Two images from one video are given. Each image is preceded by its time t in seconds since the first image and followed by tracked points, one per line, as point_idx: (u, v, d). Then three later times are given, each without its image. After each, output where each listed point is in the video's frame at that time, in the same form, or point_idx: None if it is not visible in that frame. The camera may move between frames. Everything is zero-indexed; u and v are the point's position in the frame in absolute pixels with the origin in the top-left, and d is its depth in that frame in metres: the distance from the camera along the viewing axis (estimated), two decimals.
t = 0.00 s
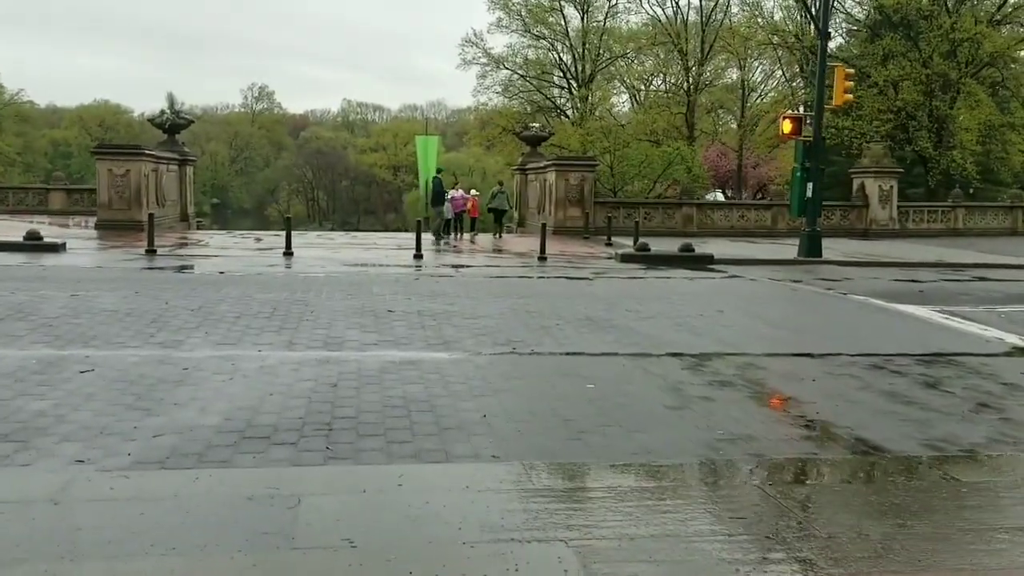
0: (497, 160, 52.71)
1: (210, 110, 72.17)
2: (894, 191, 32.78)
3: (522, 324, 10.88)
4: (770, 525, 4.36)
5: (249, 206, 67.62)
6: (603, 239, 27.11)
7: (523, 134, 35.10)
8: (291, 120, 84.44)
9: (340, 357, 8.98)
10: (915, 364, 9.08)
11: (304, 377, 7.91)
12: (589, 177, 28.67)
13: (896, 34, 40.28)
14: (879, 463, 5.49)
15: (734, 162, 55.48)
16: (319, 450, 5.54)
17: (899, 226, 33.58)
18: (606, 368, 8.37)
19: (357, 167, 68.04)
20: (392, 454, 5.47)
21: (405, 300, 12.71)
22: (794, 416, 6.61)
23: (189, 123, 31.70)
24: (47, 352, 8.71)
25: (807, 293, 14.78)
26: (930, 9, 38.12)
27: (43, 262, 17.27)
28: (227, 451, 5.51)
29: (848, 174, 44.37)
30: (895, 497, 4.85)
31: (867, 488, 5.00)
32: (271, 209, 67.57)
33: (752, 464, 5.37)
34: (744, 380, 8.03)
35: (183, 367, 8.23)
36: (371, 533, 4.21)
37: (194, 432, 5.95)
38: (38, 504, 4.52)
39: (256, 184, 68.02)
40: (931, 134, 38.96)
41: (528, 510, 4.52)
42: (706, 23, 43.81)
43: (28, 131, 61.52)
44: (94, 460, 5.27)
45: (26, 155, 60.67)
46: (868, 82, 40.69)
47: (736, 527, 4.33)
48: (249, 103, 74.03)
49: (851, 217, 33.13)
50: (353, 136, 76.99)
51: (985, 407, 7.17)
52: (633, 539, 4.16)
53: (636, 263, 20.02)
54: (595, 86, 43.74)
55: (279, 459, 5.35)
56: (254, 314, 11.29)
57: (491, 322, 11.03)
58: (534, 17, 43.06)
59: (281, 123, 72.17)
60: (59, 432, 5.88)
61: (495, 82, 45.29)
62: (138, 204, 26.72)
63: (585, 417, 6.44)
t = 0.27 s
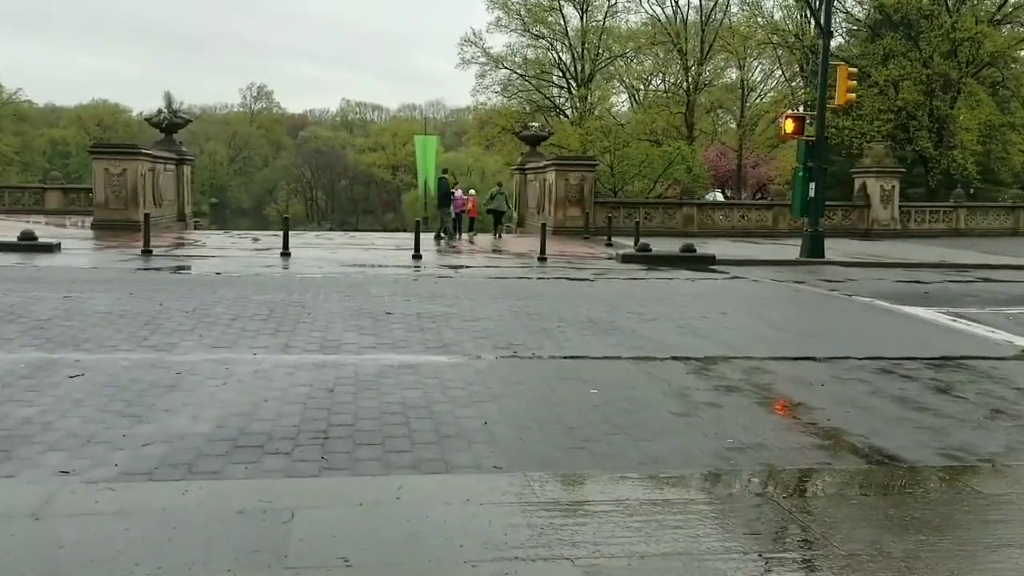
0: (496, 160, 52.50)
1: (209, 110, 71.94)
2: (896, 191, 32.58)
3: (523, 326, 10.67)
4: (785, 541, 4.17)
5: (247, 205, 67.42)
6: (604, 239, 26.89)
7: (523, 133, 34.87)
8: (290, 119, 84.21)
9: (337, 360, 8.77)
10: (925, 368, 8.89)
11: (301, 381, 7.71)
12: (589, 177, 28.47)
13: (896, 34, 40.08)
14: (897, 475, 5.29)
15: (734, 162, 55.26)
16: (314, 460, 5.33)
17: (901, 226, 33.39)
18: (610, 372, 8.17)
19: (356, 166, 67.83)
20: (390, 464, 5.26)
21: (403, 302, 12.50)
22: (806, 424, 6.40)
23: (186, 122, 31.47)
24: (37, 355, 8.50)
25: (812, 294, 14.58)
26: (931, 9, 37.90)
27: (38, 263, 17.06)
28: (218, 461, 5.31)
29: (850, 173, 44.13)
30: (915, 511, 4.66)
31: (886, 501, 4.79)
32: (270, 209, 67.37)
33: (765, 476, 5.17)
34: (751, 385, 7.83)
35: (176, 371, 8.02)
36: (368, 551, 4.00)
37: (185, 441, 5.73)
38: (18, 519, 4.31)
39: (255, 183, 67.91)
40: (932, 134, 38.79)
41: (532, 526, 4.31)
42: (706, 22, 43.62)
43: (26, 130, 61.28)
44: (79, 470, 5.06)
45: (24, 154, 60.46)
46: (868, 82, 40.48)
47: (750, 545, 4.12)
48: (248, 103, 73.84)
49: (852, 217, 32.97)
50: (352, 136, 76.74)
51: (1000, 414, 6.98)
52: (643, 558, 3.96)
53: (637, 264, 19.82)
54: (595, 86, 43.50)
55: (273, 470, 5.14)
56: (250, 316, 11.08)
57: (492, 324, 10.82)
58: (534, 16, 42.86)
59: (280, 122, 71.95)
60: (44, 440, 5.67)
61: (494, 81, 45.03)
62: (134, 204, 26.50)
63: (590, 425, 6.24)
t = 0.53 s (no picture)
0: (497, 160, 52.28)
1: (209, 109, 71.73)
2: (900, 191, 32.36)
3: (528, 327, 10.48)
4: (808, 553, 3.98)
5: (247, 205, 67.21)
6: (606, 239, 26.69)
7: (524, 133, 34.63)
8: (290, 119, 83.98)
9: (337, 361, 8.57)
10: (939, 371, 8.70)
11: (300, 384, 7.52)
12: (591, 176, 28.25)
13: (898, 34, 39.91)
14: (919, 482, 5.10)
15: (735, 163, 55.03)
16: (314, 465, 5.14)
17: (904, 226, 33.17)
18: (618, 375, 7.97)
19: (356, 166, 67.62)
20: (392, 471, 5.07)
21: (405, 301, 12.30)
22: (820, 429, 6.21)
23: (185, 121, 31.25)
24: (30, 356, 8.30)
25: (818, 295, 14.39)
26: (933, 9, 37.81)
27: (34, 262, 16.86)
28: (214, 466, 5.12)
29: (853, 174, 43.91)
30: (941, 520, 4.47)
31: (910, 511, 4.61)
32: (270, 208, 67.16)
33: (782, 484, 4.99)
34: (762, 388, 7.64)
35: (172, 373, 7.83)
36: (371, 563, 3.81)
37: (181, 446, 5.55)
38: (6, 528, 4.12)
39: (255, 183, 67.77)
40: (933, 134, 38.65)
41: (542, 537, 4.13)
42: (707, 21, 43.48)
43: (25, 128, 61.07)
44: (71, 477, 4.86)
45: (24, 153, 60.26)
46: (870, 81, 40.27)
47: (772, 557, 3.93)
48: (248, 102, 73.64)
49: (855, 218, 32.81)
50: (352, 135, 76.49)
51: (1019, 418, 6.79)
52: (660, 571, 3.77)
53: (640, 264, 19.61)
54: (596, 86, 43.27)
55: (270, 477, 4.95)
56: (249, 316, 10.87)
57: (495, 325, 10.62)
58: (535, 16, 42.66)
59: (280, 121, 71.72)
60: (35, 445, 5.47)
61: (495, 80, 44.75)
62: (133, 203, 26.30)
63: (599, 429, 6.06)
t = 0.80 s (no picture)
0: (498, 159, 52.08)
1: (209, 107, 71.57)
2: (905, 192, 32.14)
3: (536, 329, 10.27)
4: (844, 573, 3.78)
5: (248, 204, 67.06)
6: (609, 239, 26.48)
7: (526, 132, 34.42)
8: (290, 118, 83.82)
9: (342, 364, 8.35)
10: (958, 376, 8.49)
11: (305, 387, 7.30)
12: (594, 176, 28.07)
13: (901, 34, 39.72)
14: (952, 496, 4.89)
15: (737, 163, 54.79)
16: (322, 476, 4.93)
17: (909, 227, 32.95)
18: (630, 379, 7.75)
19: (356, 165, 67.45)
20: (403, 481, 4.86)
21: (409, 303, 12.09)
22: (844, 438, 6.00)
23: (186, 119, 31.05)
24: (27, 358, 8.09)
25: (827, 296, 14.18)
26: (938, 9, 37.61)
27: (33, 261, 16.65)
28: (218, 477, 4.90)
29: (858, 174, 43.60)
30: (981, 537, 4.26)
31: (947, 527, 4.40)
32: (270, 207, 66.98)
33: (809, 496, 4.78)
34: (779, 394, 7.43)
35: (173, 376, 7.62)
36: None
37: (182, 454, 5.33)
38: None
39: (256, 182, 67.66)
40: (936, 135, 38.51)
41: (565, 555, 3.91)
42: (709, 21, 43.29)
43: (25, 126, 60.90)
44: (67, 487, 4.65)
45: (23, 151, 60.07)
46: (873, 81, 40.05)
47: None
48: (248, 101, 73.48)
49: (859, 219, 32.64)
50: (352, 134, 76.32)
51: None
52: None
53: (645, 264, 19.40)
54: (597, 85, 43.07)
55: (275, 487, 4.74)
56: (251, 317, 10.66)
57: (502, 327, 10.41)
58: (536, 15, 42.49)
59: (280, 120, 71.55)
60: (30, 453, 5.25)
61: (496, 80, 44.54)
62: (133, 201, 26.10)
63: (615, 436, 5.84)
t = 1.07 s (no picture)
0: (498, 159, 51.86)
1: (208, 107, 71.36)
2: (909, 192, 31.90)
3: (543, 332, 10.06)
4: None
5: (247, 204, 66.88)
6: (612, 240, 26.29)
7: (528, 132, 34.17)
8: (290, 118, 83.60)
9: (346, 369, 8.14)
10: (976, 381, 8.31)
11: (309, 393, 7.09)
12: (597, 176, 27.86)
13: (903, 33, 39.50)
14: (986, 511, 4.68)
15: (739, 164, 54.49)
16: (328, 488, 4.72)
17: (913, 228, 32.70)
18: (642, 385, 7.54)
19: (355, 165, 67.24)
20: (413, 494, 4.65)
21: (413, 304, 11.88)
22: (867, 450, 5.81)
23: (186, 118, 30.82)
24: (23, 362, 7.87)
25: (836, 298, 13.98)
26: (940, 9, 37.37)
27: (32, 262, 16.43)
28: (221, 488, 4.70)
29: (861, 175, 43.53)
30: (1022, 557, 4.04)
31: (986, 544, 4.18)
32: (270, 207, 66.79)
33: (836, 511, 4.57)
34: (795, 401, 7.23)
35: (173, 381, 7.40)
36: None
37: (183, 465, 5.13)
38: None
39: (255, 181, 67.48)
40: (938, 136, 38.42)
41: None
42: (710, 21, 43.13)
43: (25, 126, 60.69)
44: (61, 501, 4.42)
45: (23, 151, 59.86)
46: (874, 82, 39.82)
47: None
48: (248, 101, 73.39)
49: (863, 219, 32.50)
50: (352, 134, 76.09)
51: None
52: None
53: (649, 264, 19.19)
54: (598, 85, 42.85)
55: (279, 501, 4.52)
56: (252, 319, 10.44)
57: (508, 329, 10.19)
58: (536, 15, 42.28)
59: (280, 120, 71.39)
60: (23, 463, 5.04)
61: (496, 79, 44.31)
62: (133, 200, 25.88)
63: (631, 446, 5.64)
